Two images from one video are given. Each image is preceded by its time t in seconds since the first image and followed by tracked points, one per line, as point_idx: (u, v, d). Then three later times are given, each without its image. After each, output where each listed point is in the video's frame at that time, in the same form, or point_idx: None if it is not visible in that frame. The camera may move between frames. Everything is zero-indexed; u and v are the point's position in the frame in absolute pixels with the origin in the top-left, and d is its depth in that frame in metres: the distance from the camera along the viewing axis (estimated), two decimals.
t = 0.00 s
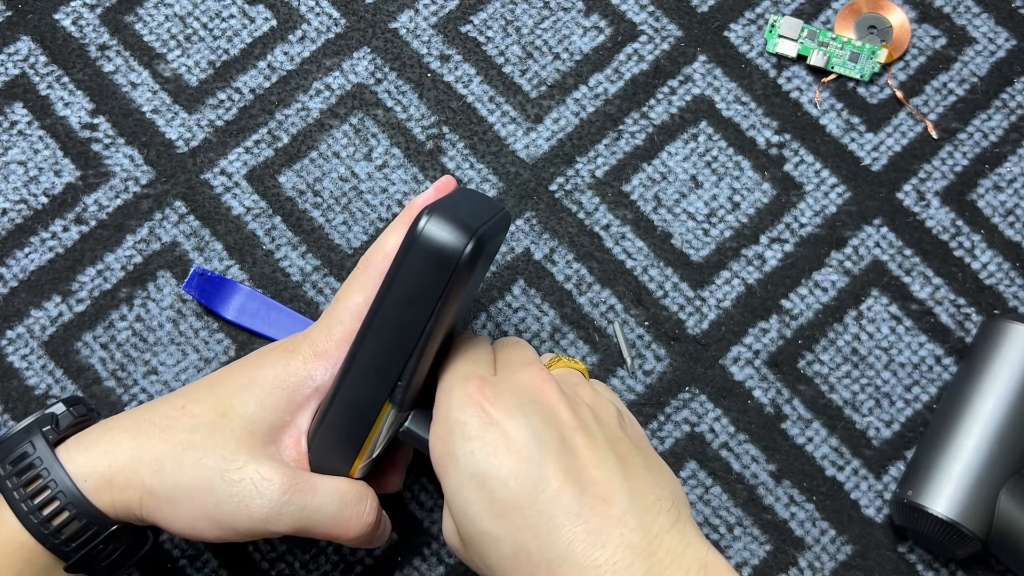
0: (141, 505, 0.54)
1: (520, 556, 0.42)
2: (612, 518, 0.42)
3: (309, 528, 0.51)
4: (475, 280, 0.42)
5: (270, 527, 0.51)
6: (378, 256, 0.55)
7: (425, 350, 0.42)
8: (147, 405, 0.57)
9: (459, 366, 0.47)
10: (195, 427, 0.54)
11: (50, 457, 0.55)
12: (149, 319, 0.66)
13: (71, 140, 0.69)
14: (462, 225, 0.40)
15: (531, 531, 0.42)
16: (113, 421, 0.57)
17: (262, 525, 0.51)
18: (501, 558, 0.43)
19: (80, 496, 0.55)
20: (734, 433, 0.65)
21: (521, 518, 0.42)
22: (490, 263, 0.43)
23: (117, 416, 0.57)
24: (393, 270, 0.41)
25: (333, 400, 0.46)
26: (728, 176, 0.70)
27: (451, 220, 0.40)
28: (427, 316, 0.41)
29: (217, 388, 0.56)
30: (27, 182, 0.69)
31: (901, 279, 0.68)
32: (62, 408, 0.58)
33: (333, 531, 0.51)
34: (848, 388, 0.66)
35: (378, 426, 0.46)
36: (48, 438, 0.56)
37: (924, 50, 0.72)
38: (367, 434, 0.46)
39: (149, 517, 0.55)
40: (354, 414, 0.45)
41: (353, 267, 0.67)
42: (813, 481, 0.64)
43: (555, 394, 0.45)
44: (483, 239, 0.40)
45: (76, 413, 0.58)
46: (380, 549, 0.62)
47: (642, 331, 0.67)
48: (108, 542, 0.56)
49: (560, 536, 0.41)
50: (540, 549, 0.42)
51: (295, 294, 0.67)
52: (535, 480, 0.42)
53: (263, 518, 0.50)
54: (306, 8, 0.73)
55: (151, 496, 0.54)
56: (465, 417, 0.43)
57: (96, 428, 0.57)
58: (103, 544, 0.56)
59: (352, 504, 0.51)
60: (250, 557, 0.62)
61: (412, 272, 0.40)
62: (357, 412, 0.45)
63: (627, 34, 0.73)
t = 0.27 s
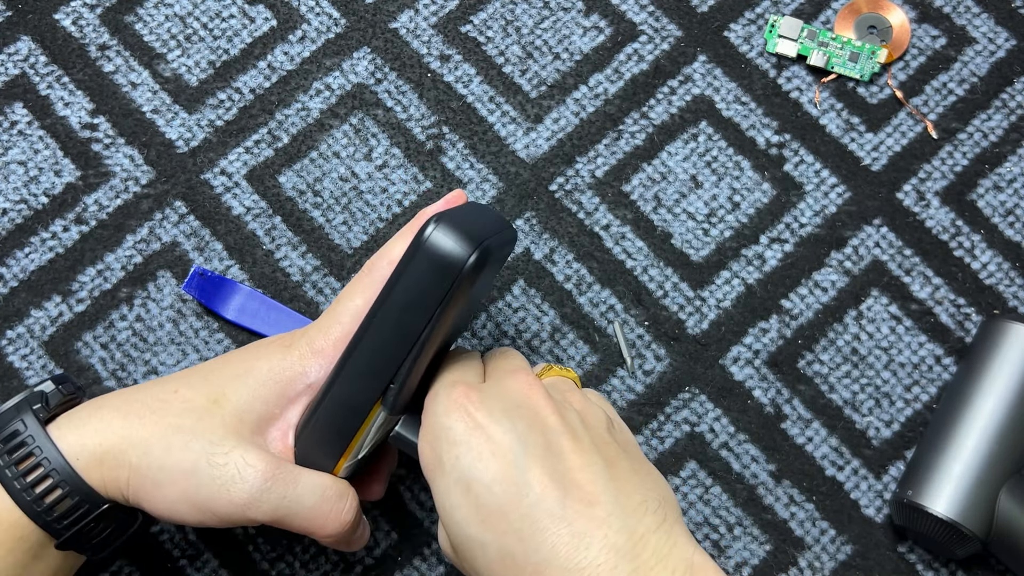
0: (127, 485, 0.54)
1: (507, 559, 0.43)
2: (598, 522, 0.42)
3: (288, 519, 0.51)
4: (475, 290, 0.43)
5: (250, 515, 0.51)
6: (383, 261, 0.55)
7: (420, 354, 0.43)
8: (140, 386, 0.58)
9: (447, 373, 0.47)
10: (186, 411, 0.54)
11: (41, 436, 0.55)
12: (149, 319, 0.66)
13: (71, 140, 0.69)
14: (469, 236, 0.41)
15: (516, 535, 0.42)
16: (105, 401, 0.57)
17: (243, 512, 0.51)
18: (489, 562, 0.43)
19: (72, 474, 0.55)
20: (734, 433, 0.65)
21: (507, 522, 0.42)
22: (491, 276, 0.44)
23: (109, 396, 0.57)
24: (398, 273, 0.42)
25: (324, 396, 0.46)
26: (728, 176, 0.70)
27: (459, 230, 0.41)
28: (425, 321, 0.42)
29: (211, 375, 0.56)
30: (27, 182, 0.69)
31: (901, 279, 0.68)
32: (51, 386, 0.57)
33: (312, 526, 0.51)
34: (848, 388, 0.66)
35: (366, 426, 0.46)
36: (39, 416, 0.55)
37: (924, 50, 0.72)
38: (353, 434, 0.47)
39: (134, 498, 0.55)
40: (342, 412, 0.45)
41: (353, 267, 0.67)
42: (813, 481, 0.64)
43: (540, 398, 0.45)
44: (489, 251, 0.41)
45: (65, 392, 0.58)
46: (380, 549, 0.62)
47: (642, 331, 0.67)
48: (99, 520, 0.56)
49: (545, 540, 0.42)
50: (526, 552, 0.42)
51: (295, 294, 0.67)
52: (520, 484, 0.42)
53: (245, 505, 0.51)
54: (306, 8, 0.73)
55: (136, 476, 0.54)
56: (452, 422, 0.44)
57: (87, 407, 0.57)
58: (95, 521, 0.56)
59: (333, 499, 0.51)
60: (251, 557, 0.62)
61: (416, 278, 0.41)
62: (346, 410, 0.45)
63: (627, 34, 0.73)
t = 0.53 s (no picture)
0: (121, 467, 0.54)
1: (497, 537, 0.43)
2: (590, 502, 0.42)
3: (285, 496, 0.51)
4: (470, 261, 0.43)
5: (245, 492, 0.51)
6: (374, 238, 0.57)
7: (415, 325, 0.42)
8: (133, 371, 0.57)
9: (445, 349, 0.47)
10: (180, 392, 0.54)
11: (36, 421, 0.55)
12: (149, 319, 0.66)
13: (71, 140, 0.69)
14: (461, 204, 0.41)
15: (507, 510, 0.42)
16: (98, 385, 0.57)
17: (238, 489, 0.51)
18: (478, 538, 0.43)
19: (71, 458, 0.55)
20: (734, 433, 0.65)
21: (499, 497, 0.42)
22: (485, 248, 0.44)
23: (103, 380, 0.57)
24: (390, 244, 0.42)
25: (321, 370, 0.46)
26: (728, 176, 0.70)
27: (451, 200, 0.41)
28: (419, 291, 0.41)
29: (205, 356, 0.56)
30: (27, 182, 0.69)
31: (900, 279, 0.68)
32: (45, 370, 0.57)
33: (309, 501, 0.51)
34: (848, 388, 0.66)
35: (365, 399, 0.46)
36: (34, 401, 0.55)
37: (924, 50, 0.72)
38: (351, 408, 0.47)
39: (128, 480, 0.55)
40: (340, 385, 0.46)
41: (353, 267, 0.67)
42: (814, 481, 0.64)
43: (537, 378, 0.46)
44: (481, 220, 0.41)
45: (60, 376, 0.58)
46: (380, 549, 0.62)
47: (642, 331, 0.67)
48: (99, 504, 0.56)
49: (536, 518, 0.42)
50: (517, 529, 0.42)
51: (295, 294, 0.67)
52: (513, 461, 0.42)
53: (240, 481, 0.51)
54: (306, 8, 0.73)
55: (130, 457, 0.53)
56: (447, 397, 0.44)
57: (81, 392, 0.57)
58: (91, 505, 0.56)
59: (330, 474, 0.51)
60: (250, 557, 0.62)
61: (410, 247, 0.41)
62: (343, 383, 0.45)
63: (627, 34, 0.73)
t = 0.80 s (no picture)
0: (143, 462, 0.55)
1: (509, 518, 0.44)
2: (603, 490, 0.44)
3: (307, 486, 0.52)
4: (483, 236, 0.45)
5: (269, 483, 0.52)
6: (385, 220, 0.55)
7: (434, 298, 0.44)
8: (149, 363, 0.58)
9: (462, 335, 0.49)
10: (198, 383, 0.55)
11: (52, 419, 0.55)
12: (149, 319, 0.66)
13: (71, 140, 0.69)
14: (474, 177, 0.43)
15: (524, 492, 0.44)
16: (115, 380, 0.57)
17: (261, 479, 0.52)
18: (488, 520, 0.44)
19: (87, 456, 0.55)
20: (734, 433, 0.65)
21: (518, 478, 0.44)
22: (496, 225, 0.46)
23: (116, 375, 0.58)
24: (406, 219, 0.43)
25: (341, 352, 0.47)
26: (728, 176, 0.70)
27: (462, 175, 0.43)
28: (439, 263, 0.43)
29: (220, 346, 0.56)
30: (27, 182, 0.69)
31: (900, 279, 0.68)
32: (59, 370, 0.58)
33: (330, 488, 0.52)
34: (848, 388, 0.66)
35: (384, 378, 0.47)
36: (48, 400, 0.56)
37: (924, 50, 0.72)
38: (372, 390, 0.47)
39: (152, 473, 0.56)
40: (362, 366, 0.46)
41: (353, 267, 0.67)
42: (814, 481, 0.64)
43: (556, 374, 0.48)
44: (492, 193, 0.43)
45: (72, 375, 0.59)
46: (380, 549, 0.62)
47: (642, 331, 0.67)
48: (115, 502, 0.56)
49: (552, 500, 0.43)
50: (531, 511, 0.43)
51: (296, 294, 0.67)
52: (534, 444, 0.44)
53: (262, 473, 0.52)
54: (306, 8, 0.73)
55: (152, 452, 0.54)
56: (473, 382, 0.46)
57: (95, 388, 0.57)
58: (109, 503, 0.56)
59: (349, 462, 0.51)
60: (250, 557, 0.62)
61: (426, 220, 0.43)
62: (366, 363, 0.46)
63: (627, 34, 0.73)
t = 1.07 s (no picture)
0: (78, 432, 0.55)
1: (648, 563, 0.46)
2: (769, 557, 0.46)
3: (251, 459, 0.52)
4: (447, 260, 0.50)
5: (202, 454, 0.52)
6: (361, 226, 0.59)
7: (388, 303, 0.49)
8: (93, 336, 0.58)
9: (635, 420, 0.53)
10: (141, 355, 0.55)
11: None
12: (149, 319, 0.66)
13: (71, 140, 0.69)
14: (450, 202, 0.49)
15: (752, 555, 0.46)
16: (53, 353, 0.57)
17: (203, 449, 0.52)
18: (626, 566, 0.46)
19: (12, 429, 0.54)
20: (734, 433, 0.65)
21: (680, 540, 0.46)
22: (460, 253, 0.52)
23: (52, 350, 0.58)
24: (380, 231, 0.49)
25: (293, 339, 0.51)
26: (728, 176, 0.70)
27: (441, 200, 0.49)
28: (402, 271, 0.48)
29: (166, 320, 0.57)
30: (27, 182, 0.69)
31: (900, 279, 0.68)
32: None
33: (269, 462, 0.53)
34: (848, 388, 0.66)
35: (327, 371, 0.51)
36: None
37: (924, 50, 0.72)
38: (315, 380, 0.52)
39: (88, 445, 0.56)
40: (309, 352, 0.51)
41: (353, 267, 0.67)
42: (814, 481, 0.64)
43: (680, 457, 0.51)
44: (463, 222, 0.49)
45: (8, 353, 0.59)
46: (380, 549, 0.62)
47: (642, 331, 0.67)
48: (46, 476, 0.55)
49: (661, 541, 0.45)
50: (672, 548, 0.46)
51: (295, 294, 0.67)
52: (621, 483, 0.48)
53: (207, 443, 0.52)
54: (306, 8, 0.73)
55: (92, 421, 0.54)
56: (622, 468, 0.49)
57: (32, 361, 0.57)
58: (41, 477, 0.55)
59: (291, 437, 0.53)
60: (250, 557, 0.62)
61: (400, 234, 0.48)
62: (314, 351, 0.51)
63: (627, 34, 0.73)
